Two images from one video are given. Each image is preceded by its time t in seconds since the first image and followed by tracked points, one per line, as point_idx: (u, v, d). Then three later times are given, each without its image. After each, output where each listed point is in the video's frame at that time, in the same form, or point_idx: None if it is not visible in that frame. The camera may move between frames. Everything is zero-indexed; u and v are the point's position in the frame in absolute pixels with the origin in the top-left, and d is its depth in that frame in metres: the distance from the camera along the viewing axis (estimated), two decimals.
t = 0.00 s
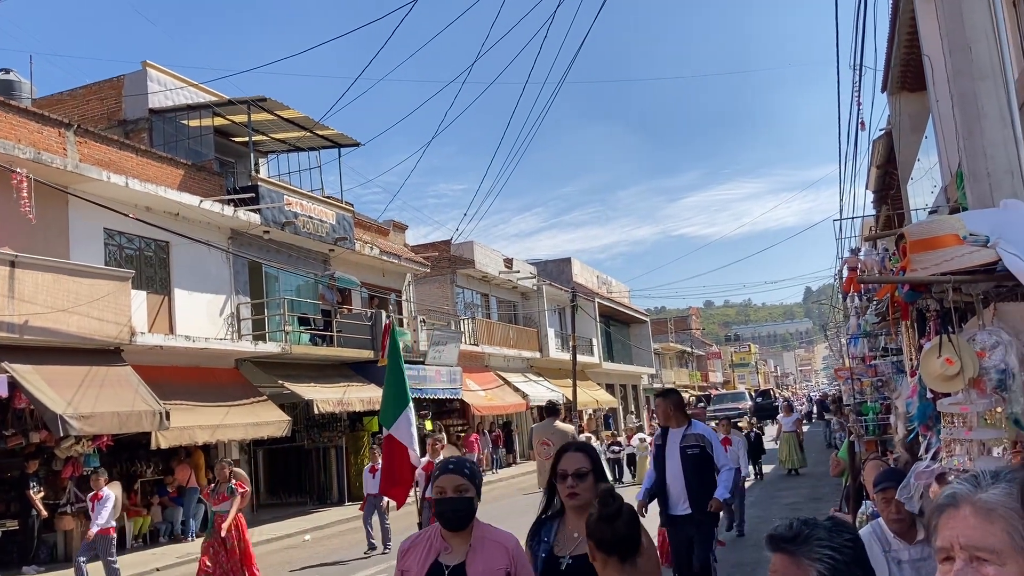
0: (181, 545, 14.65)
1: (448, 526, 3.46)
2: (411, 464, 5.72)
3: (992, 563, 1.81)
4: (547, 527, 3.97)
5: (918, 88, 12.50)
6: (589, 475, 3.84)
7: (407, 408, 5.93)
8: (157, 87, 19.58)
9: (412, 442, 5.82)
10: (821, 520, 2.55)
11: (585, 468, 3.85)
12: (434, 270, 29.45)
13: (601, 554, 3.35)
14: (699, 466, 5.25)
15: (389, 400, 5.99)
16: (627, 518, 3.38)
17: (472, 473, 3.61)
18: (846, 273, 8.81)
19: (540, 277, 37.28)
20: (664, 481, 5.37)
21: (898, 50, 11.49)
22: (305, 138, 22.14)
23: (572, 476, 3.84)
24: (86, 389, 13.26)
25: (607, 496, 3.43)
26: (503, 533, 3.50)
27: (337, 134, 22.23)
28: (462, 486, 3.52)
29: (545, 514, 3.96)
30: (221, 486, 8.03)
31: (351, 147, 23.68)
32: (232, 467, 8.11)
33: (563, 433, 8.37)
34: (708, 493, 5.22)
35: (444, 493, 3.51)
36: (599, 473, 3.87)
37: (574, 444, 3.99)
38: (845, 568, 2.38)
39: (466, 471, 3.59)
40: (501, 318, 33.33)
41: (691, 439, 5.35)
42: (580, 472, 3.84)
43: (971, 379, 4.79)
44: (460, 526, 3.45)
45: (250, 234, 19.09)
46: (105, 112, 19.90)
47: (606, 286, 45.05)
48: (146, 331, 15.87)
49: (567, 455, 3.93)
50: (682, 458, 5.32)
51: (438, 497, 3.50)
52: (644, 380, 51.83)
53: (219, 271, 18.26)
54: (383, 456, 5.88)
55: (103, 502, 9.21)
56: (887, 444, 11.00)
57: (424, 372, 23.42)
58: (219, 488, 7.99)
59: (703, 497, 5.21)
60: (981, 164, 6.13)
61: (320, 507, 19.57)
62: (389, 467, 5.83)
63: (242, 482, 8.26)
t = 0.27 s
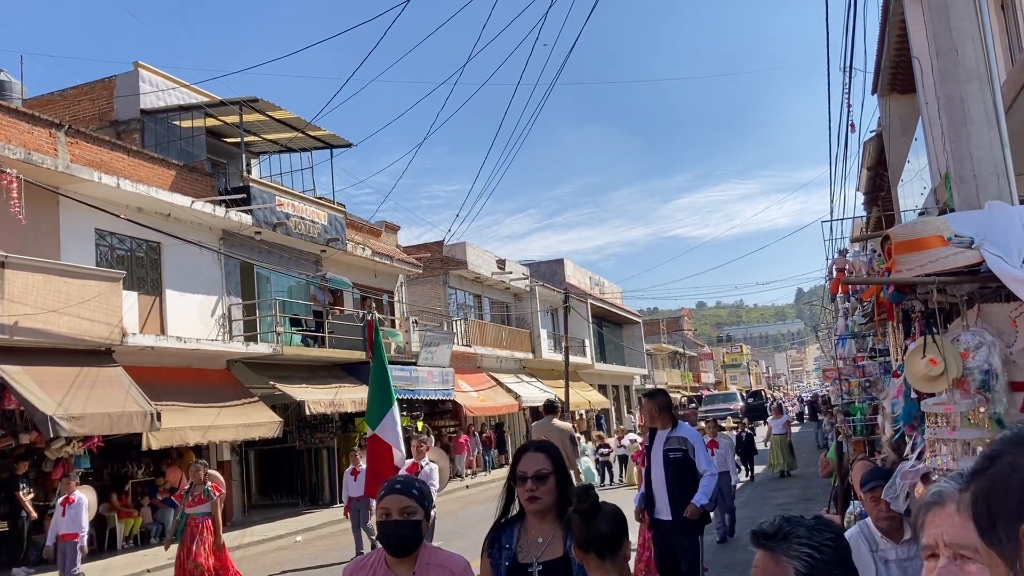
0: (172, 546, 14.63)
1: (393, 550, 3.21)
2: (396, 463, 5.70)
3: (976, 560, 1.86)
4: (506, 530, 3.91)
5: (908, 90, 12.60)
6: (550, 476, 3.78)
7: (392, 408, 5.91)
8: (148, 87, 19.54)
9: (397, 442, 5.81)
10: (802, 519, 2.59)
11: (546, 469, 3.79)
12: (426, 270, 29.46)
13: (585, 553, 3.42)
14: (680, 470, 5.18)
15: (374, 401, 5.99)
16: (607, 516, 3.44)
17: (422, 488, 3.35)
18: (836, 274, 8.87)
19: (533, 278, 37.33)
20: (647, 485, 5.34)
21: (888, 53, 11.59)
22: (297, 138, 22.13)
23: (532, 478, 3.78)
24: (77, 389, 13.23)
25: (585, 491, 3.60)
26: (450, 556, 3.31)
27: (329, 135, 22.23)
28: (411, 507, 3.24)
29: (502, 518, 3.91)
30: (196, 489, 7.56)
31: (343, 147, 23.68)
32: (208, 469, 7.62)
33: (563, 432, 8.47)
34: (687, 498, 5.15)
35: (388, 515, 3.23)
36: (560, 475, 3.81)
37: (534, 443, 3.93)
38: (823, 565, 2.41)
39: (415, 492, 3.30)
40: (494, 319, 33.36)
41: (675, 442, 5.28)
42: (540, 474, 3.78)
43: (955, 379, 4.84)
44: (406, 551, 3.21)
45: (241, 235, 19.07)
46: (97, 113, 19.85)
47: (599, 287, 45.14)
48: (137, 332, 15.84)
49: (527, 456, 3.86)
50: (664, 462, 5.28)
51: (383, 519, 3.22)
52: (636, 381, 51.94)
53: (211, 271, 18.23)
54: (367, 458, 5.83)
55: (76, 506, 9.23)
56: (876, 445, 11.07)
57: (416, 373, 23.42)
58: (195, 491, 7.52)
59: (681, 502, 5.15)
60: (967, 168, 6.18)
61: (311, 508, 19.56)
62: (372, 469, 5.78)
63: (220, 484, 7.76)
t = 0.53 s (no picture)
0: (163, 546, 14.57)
1: (331, 553, 3.22)
2: (385, 460, 5.70)
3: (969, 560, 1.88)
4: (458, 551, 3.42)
5: (901, 92, 12.64)
6: (506, 494, 3.31)
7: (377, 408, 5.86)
8: (141, 85, 19.47)
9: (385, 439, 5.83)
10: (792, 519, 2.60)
11: (501, 487, 3.31)
12: (419, 270, 29.43)
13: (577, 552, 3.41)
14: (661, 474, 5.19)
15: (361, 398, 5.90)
16: (599, 518, 3.45)
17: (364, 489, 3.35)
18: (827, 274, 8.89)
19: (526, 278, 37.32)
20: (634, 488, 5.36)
21: (881, 55, 11.64)
22: (290, 137, 22.08)
23: (485, 495, 3.30)
24: (67, 388, 13.18)
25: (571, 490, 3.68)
26: (396, 558, 3.31)
27: (322, 134, 22.19)
28: (349, 508, 3.25)
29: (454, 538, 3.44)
30: (172, 492, 7.45)
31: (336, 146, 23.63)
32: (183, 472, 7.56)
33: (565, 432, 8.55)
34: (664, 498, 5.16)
35: (327, 516, 3.24)
36: (517, 493, 3.33)
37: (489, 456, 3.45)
38: (806, 565, 2.42)
39: (355, 490, 3.31)
40: (487, 319, 33.35)
41: (655, 444, 5.30)
42: (495, 491, 3.30)
43: (944, 379, 4.90)
44: (344, 555, 3.21)
45: (234, 234, 19.02)
46: (89, 110, 19.77)
47: (592, 288, 45.16)
48: (129, 330, 15.79)
49: (481, 471, 3.39)
50: (645, 464, 5.31)
51: (321, 520, 3.24)
52: (629, 381, 51.96)
53: (203, 270, 18.18)
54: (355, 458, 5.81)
55: (52, 507, 9.17)
56: (867, 446, 11.10)
57: (409, 373, 23.40)
58: (170, 493, 7.42)
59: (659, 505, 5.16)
60: (958, 169, 6.24)
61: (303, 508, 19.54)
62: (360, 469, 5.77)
63: (195, 489, 7.72)
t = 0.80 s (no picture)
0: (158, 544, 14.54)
1: None
2: (376, 455, 5.34)
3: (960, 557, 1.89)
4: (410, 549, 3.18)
5: (897, 93, 12.66)
6: (468, 489, 3.16)
7: (361, 408, 5.57)
8: (137, 82, 19.43)
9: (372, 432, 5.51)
10: (786, 515, 2.61)
11: (464, 481, 3.16)
12: (415, 269, 29.41)
13: (573, 551, 3.43)
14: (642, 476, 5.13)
15: (341, 398, 5.59)
16: (596, 517, 3.47)
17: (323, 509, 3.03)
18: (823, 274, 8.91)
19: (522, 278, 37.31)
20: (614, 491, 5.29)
21: (878, 56, 11.66)
22: (287, 135, 22.05)
23: (446, 490, 3.13)
24: (62, 385, 13.16)
25: (567, 488, 3.68)
26: None
27: (319, 132, 22.16)
28: (304, 532, 2.95)
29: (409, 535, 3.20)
30: (149, 490, 7.19)
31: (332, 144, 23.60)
32: (161, 469, 7.30)
33: (574, 428, 8.57)
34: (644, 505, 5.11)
35: (280, 541, 2.95)
36: (480, 487, 3.20)
37: (451, 447, 3.27)
38: (798, 563, 2.44)
39: (312, 511, 3.00)
40: (483, 318, 33.36)
41: (638, 446, 5.25)
42: (457, 486, 3.15)
43: (938, 379, 4.90)
44: None
45: (230, 231, 18.99)
46: (85, 107, 19.72)
47: (588, 287, 45.19)
48: (124, 327, 15.77)
49: (441, 464, 3.20)
50: (628, 464, 5.26)
51: (275, 545, 2.95)
52: (625, 381, 52.00)
53: (199, 267, 18.16)
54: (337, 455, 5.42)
55: (27, 508, 9.01)
56: (861, 446, 11.13)
57: (404, 371, 23.40)
58: (147, 492, 7.15)
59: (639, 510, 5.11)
60: (954, 171, 6.26)
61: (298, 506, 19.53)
62: (344, 466, 5.38)
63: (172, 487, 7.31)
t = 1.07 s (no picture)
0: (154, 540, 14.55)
1: None
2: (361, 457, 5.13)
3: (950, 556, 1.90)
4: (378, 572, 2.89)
5: (895, 94, 12.69)
6: (443, 507, 2.88)
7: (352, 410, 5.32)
8: (136, 78, 19.42)
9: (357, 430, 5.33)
10: (785, 514, 2.64)
11: (439, 498, 2.88)
12: (413, 266, 29.42)
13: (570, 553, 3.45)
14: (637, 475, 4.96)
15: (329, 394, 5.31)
16: (595, 517, 3.51)
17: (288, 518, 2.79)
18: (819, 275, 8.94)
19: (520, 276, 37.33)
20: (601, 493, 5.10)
21: (876, 57, 11.69)
22: (285, 132, 22.05)
23: (419, 508, 2.85)
24: (59, 380, 13.16)
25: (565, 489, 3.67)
26: None
27: (317, 129, 22.16)
28: (254, 530, 2.70)
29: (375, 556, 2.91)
30: (127, 490, 6.60)
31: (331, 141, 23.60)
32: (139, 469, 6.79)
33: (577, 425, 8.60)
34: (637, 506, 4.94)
35: (226, 540, 2.70)
36: (454, 506, 2.92)
37: (424, 462, 3.00)
38: (792, 563, 2.46)
39: (263, 508, 2.73)
40: (480, 316, 33.38)
41: (629, 446, 5.04)
42: (431, 504, 2.87)
43: (933, 380, 4.93)
44: None
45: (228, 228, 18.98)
46: (83, 103, 19.71)
47: (585, 286, 45.23)
48: (121, 323, 15.77)
49: (413, 479, 2.92)
50: (618, 466, 5.04)
51: (218, 546, 2.69)
52: (622, 380, 52.07)
53: (197, 264, 18.16)
54: (319, 454, 5.17)
55: None
56: (857, 446, 11.16)
57: (401, 369, 23.42)
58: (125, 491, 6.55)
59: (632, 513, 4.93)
60: (950, 172, 6.30)
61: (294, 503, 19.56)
62: (324, 466, 5.13)
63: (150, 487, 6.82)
